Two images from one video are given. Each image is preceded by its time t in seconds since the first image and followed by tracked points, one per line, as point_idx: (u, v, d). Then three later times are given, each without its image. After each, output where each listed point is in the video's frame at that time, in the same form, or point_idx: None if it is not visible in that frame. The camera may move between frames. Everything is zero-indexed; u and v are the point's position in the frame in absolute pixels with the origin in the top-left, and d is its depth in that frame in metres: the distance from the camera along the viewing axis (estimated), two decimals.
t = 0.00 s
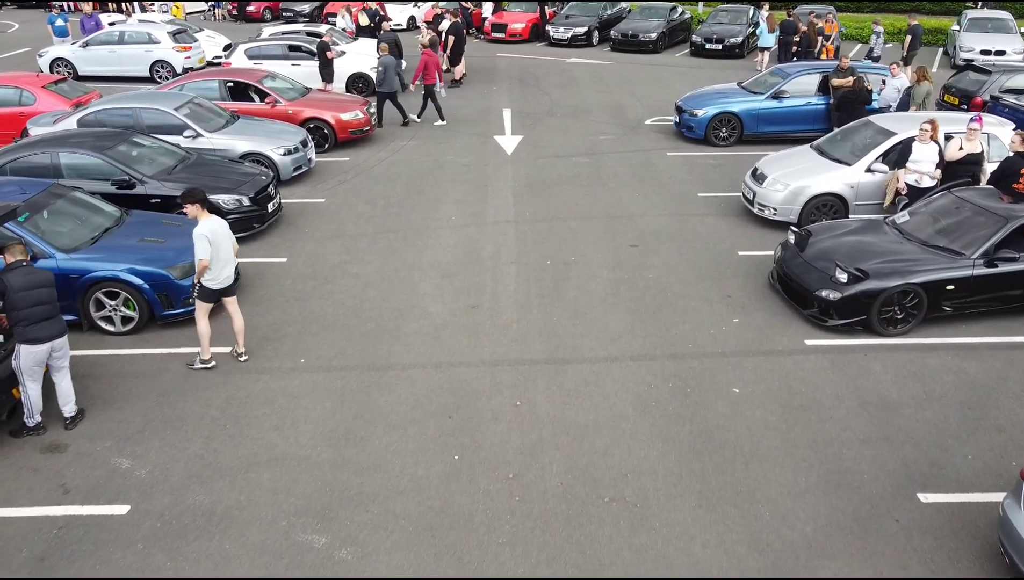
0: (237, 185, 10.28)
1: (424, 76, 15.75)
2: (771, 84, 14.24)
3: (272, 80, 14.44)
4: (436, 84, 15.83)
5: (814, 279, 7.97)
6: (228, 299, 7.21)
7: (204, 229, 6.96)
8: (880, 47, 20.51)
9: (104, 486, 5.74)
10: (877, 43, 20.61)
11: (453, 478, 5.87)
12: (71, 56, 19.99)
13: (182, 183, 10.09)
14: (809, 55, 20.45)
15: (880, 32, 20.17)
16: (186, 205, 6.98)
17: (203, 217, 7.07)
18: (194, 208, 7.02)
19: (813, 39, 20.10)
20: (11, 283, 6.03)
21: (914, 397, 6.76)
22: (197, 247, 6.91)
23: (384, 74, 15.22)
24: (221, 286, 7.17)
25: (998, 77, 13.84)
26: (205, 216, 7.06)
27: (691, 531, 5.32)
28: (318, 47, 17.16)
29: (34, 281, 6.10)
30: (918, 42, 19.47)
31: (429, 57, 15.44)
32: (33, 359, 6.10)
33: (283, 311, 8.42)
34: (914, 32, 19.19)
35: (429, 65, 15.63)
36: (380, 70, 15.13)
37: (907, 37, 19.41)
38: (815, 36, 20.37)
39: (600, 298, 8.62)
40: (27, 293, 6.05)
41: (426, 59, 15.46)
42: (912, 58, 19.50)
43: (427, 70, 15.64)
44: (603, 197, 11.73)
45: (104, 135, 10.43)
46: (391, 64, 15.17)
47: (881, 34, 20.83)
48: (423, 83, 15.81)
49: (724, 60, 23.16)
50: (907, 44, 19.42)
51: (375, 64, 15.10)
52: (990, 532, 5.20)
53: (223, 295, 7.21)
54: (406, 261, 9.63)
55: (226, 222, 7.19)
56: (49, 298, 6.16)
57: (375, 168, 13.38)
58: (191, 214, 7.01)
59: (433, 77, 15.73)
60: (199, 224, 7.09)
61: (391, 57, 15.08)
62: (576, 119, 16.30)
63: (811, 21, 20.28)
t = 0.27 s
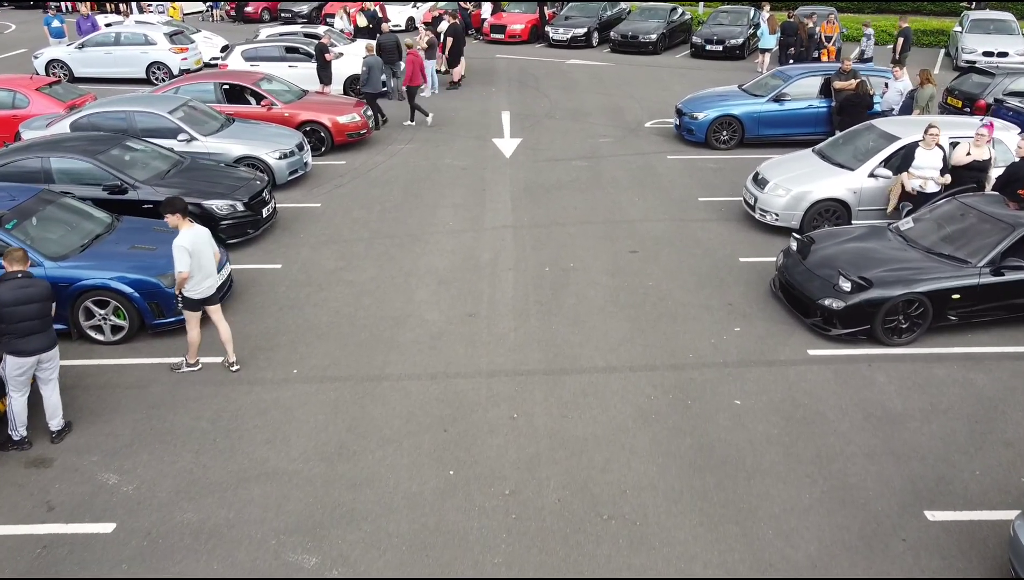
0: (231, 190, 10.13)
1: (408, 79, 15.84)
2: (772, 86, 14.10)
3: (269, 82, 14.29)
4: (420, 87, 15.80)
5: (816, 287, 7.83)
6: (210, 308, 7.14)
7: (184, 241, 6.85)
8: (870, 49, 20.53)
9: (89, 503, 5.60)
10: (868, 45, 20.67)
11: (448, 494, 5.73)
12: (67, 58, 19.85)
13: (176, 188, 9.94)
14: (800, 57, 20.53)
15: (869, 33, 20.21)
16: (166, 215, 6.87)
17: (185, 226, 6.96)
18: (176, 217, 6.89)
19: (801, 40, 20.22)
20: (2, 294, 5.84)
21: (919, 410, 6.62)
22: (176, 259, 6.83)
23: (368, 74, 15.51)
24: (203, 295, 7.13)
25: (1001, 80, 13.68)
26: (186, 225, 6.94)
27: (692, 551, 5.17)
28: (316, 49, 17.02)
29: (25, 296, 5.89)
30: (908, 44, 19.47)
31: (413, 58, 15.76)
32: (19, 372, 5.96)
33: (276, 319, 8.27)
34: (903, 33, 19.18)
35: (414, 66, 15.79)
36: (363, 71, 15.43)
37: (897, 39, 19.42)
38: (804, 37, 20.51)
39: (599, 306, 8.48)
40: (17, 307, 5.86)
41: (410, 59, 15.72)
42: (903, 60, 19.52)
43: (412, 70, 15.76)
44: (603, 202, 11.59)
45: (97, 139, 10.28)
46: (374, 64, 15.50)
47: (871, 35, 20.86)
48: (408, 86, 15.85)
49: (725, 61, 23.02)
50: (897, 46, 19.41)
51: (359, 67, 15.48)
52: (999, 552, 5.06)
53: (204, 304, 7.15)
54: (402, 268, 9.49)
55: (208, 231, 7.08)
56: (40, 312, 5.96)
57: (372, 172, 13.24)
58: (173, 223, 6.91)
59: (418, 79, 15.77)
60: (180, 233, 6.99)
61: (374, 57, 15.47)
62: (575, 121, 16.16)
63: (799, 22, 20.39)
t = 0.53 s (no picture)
0: (232, 194, 10.01)
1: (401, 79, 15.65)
2: (780, 89, 13.92)
3: (272, 83, 14.18)
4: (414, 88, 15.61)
5: (826, 295, 7.67)
6: (198, 314, 7.12)
7: (164, 251, 6.77)
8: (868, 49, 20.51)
9: (82, 517, 5.47)
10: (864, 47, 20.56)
11: (450, 509, 5.59)
12: (70, 58, 19.78)
13: (176, 191, 9.82)
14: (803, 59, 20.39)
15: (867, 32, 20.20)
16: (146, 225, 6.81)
17: (166, 235, 6.89)
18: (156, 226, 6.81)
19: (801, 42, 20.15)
20: None
21: (933, 423, 6.46)
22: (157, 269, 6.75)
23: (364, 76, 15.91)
24: (189, 304, 7.06)
25: (1014, 82, 13.48)
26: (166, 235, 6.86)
27: (700, 571, 5.02)
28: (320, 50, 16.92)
29: (18, 309, 5.76)
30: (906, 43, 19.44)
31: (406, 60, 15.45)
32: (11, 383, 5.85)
33: (276, 326, 8.15)
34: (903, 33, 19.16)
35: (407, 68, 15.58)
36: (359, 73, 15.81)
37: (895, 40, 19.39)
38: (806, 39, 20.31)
39: (604, 314, 8.33)
40: (9, 319, 5.73)
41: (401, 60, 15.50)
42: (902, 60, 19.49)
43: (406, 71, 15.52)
44: (608, 206, 11.44)
45: (97, 142, 10.17)
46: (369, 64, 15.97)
47: (870, 35, 20.84)
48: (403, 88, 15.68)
49: (732, 62, 22.83)
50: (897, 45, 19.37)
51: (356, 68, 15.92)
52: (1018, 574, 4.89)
53: (192, 313, 7.08)
54: (405, 273, 9.36)
55: (190, 238, 6.98)
56: (33, 325, 5.83)
57: (375, 175, 13.11)
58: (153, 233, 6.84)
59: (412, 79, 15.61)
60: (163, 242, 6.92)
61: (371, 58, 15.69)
62: (580, 124, 16.01)
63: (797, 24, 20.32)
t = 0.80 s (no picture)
0: (230, 198, 9.88)
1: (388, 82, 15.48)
2: (785, 91, 13.76)
3: (271, 85, 14.06)
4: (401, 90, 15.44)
5: (834, 304, 7.52)
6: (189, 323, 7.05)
7: (152, 259, 6.68)
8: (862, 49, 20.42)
9: (71, 533, 5.35)
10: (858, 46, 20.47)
11: (449, 525, 5.44)
12: (70, 59, 19.68)
13: (173, 195, 9.70)
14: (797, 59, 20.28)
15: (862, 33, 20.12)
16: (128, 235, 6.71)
17: (151, 244, 6.80)
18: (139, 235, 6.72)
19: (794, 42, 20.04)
20: None
21: (944, 436, 6.30)
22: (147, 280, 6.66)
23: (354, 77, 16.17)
24: (181, 312, 6.99)
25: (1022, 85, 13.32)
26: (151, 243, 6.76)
27: None
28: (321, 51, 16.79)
29: (6, 322, 5.63)
30: (902, 45, 19.27)
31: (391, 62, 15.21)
32: None
33: (273, 333, 8.02)
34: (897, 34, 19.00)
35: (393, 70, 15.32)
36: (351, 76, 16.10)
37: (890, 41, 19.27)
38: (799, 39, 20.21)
39: (607, 321, 8.18)
40: None
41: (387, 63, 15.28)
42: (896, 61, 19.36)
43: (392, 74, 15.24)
44: (611, 210, 11.29)
45: (93, 145, 10.05)
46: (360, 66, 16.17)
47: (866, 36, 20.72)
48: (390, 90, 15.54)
49: (736, 64, 22.67)
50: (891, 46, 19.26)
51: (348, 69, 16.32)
52: None
53: (183, 321, 7.02)
54: (405, 279, 9.22)
55: (176, 245, 6.89)
56: (20, 338, 5.69)
57: (376, 177, 12.98)
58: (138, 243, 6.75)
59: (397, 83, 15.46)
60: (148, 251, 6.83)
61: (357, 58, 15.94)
62: (583, 126, 15.86)
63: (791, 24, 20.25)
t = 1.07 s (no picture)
0: (226, 202, 9.74)
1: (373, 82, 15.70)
2: (789, 93, 13.61)
3: (270, 87, 13.92)
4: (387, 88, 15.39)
5: (840, 312, 7.38)
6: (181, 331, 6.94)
7: (146, 264, 6.57)
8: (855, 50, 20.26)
9: (59, 550, 5.21)
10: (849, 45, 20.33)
11: (447, 542, 5.30)
12: (68, 60, 19.54)
13: (169, 200, 9.56)
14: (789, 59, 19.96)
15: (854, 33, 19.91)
16: (119, 240, 6.63)
17: (144, 249, 6.69)
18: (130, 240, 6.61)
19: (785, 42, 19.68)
20: None
21: (955, 449, 6.15)
22: (143, 285, 6.53)
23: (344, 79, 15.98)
24: (173, 319, 6.86)
25: None
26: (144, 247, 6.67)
27: None
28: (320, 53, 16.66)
29: None
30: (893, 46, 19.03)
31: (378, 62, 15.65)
32: None
33: (269, 341, 7.88)
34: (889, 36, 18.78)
35: (379, 69, 15.59)
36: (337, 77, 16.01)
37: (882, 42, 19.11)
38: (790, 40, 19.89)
39: (608, 328, 8.04)
40: None
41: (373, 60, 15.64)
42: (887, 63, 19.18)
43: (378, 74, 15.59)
44: (613, 213, 11.15)
45: (88, 149, 9.91)
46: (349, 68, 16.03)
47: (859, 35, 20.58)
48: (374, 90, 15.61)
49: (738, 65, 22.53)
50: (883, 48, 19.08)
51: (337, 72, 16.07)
52: None
53: (175, 329, 6.89)
54: (403, 285, 9.08)
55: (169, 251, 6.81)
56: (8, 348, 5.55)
57: (375, 180, 12.84)
58: (129, 248, 6.66)
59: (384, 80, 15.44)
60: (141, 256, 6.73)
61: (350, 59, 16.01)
62: (585, 128, 15.72)
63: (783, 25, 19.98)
